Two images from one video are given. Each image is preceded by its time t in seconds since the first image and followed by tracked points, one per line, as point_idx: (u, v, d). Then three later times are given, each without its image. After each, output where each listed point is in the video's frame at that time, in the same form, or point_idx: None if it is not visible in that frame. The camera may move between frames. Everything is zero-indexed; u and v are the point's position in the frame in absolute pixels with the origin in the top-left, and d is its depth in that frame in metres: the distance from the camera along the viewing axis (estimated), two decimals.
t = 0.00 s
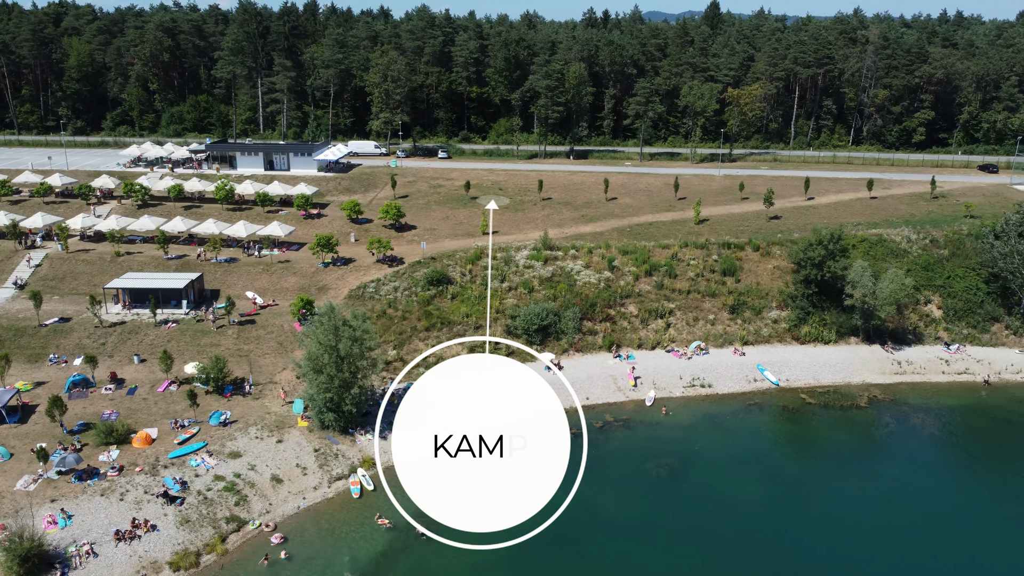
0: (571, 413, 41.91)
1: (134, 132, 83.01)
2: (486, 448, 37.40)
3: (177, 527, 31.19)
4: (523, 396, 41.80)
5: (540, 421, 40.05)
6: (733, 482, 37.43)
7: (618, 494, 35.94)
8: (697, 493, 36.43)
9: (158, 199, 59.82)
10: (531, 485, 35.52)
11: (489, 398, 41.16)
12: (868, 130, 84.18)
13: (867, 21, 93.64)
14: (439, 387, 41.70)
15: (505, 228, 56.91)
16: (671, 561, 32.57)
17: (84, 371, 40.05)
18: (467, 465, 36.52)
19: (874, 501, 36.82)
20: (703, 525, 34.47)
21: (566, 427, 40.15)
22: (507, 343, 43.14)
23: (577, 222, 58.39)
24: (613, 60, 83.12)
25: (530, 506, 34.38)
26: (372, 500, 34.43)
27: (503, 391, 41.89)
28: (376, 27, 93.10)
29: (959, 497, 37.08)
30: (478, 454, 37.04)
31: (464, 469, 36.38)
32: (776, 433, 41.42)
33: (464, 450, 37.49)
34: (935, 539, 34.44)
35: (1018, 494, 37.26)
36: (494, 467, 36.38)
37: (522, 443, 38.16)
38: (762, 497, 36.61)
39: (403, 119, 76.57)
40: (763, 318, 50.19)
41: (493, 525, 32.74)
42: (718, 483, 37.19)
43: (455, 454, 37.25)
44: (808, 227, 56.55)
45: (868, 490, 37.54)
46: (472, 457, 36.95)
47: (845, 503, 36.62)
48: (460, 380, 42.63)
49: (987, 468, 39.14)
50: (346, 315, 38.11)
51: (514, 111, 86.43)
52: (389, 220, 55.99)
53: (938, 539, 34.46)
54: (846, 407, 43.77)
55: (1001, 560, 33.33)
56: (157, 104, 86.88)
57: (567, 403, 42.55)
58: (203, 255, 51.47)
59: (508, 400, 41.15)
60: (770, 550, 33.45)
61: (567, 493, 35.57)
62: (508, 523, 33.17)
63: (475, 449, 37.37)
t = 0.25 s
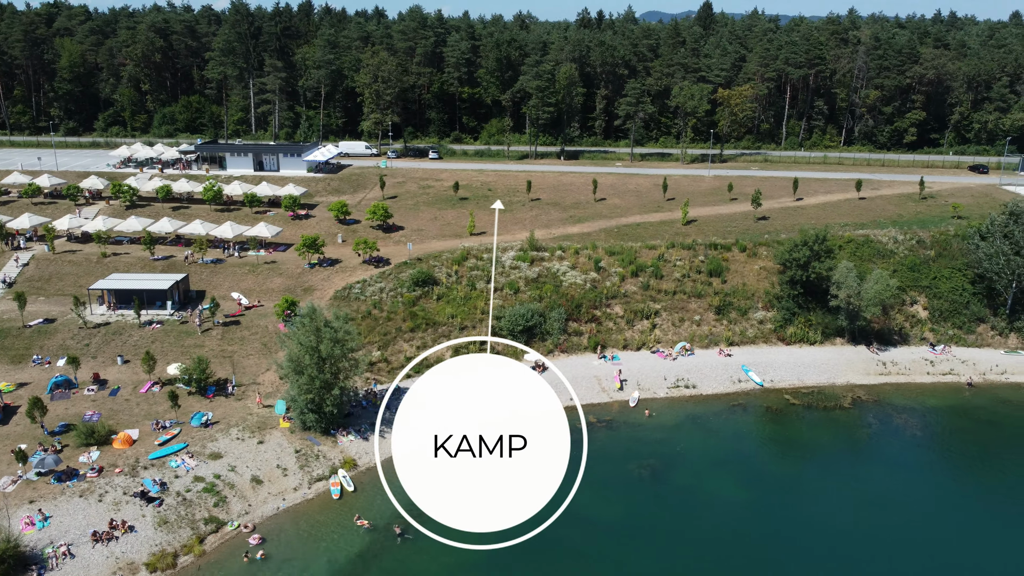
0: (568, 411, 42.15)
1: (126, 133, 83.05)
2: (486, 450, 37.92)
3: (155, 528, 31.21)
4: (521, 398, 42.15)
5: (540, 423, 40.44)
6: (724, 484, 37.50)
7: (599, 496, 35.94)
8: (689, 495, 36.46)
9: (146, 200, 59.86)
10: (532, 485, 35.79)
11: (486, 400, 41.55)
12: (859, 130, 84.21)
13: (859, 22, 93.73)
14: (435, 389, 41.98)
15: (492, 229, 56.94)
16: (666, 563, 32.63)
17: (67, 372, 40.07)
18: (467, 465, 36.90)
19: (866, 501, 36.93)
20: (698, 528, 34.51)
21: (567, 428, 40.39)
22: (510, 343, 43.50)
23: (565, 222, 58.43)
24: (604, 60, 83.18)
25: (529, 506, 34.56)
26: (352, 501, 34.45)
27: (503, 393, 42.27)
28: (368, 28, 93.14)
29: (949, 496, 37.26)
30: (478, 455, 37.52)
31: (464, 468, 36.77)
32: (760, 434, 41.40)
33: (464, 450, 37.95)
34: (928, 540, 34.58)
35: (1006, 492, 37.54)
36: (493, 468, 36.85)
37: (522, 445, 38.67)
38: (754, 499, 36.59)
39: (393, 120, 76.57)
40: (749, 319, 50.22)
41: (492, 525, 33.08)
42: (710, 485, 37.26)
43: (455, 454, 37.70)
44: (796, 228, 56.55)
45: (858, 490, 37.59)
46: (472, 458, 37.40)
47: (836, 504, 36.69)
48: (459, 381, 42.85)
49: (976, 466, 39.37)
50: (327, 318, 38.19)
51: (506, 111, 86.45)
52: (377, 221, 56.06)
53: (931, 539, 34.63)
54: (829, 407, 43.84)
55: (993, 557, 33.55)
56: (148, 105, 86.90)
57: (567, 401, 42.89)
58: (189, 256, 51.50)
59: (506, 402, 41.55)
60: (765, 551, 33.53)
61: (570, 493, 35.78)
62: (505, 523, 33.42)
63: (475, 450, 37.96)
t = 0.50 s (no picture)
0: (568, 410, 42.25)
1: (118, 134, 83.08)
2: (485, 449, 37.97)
3: (132, 530, 31.25)
4: (523, 398, 42.13)
5: (540, 422, 40.51)
6: (716, 486, 37.56)
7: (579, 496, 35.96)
8: (681, 497, 36.50)
9: (135, 201, 59.90)
10: (532, 485, 35.97)
11: (487, 400, 41.49)
12: (851, 131, 84.26)
13: (851, 23, 93.82)
14: (436, 390, 42.02)
15: (480, 230, 56.98)
16: (659, 565, 32.71)
17: (50, 373, 40.09)
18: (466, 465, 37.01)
19: (857, 501, 37.06)
20: (691, 530, 34.59)
21: (567, 427, 40.59)
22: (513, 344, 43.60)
23: (553, 223, 58.47)
24: (596, 61, 83.28)
25: (528, 506, 34.73)
26: (331, 503, 34.50)
27: (505, 394, 42.27)
28: (361, 29, 93.21)
29: (939, 496, 37.51)
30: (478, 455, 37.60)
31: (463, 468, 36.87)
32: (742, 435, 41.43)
33: (464, 450, 37.96)
34: (920, 540, 34.78)
35: (994, 490, 37.89)
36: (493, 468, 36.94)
37: (522, 445, 38.66)
38: (746, 501, 36.65)
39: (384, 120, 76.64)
40: (735, 320, 50.25)
41: (491, 526, 33.29)
42: (702, 488, 37.31)
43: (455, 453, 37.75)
44: (783, 229, 56.59)
45: (849, 491, 37.73)
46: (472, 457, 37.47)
47: (827, 505, 36.81)
48: (454, 382, 42.74)
49: (966, 465, 39.65)
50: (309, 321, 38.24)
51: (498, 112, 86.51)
52: (365, 222, 56.12)
53: (922, 539, 34.84)
54: (813, 409, 43.89)
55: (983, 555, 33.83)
56: (141, 105, 86.94)
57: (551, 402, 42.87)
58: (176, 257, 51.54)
59: (508, 402, 41.50)
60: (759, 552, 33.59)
61: (570, 492, 36.00)
62: (506, 523, 33.65)
63: (475, 450, 37.95)
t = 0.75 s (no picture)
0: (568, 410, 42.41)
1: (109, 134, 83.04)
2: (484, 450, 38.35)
3: (109, 531, 31.26)
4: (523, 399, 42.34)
5: (541, 423, 40.73)
6: (706, 487, 37.63)
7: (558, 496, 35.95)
8: (671, 497, 36.58)
9: (122, 201, 59.89)
10: (532, 485, 36.18)
11: (486, 401, 41.76)
12: (842, 131, 84.31)
13: (843, 23, 93.89)
14: (435, 391, 42.28)
15: (467, 230, 56.99)
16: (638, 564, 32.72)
17: (31, 374, 40.07)
18: (467, 464, 37.33)
19: (847, 501, 37.16)
20: (681, 530, 34.69)
21: (566, 427, 40.74)
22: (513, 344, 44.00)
23: (540, 224, 58.47)
24: (586, 62, 83.34)
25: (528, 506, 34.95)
26: (310, 504, 34.52)
27: (506, 394, 42.56)
28: (352, 29, 93.23)
29: (928, 494, 37.66)
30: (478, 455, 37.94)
31: (463, 468, 37.21)
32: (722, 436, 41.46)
33: (464, 450, 38.31)
34: (909, 539, 34.97)
35: (983, 488, 38.07)
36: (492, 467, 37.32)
37: (522, 445, 38.96)
38: (736, 501, 36.75)
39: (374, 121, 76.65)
40: (719, 321, 50.27)
41: (491, 525, 33.58)
42: (692, 488, 37.39)
43: (455, 453, 38.11)
44: (770, 230, 56.62)
45: (839, 490, 37.83)
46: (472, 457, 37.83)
47: (818, 504, 36.92)
48: (448, 382, 43.09)
49: (954, 463, 39.84)
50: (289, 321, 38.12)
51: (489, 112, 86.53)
52: (351, 223, 56.14)
53: (911, 538, 35.00)
54: (796, 410, 43.95)
55: (971, 553, 34.00)
56: (132, 105, 86.92)
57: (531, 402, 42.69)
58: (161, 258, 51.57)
59: (507, 403, 41.80)
60: (749, 552, 33.66)
61: (570, 492, 36.18)
62: (506, 523, 33.92)
63: (475, 450, 38.38)
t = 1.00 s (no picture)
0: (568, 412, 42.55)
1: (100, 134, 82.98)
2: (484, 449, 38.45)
3: (86, 531, 31.24)
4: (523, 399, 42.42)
5: (541, 422, 40.77)
6: (697, 487, 37.60)
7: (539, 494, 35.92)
8: (662, 498, 36.53)
9: (110, 201, 59.86)
10: (532, 485, 36.21)
11: (485, 400, 41.92)
12: (834, 131, 84.30)
13: (835, 23, 93.87)
14: (434, 392, 42.54)
15: (454, 230, 56.95)
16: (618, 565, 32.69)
17: (12, 375, 40.03)
18: (466, 464, 37.50)
19: (838, 500, 37.14)
20: (673, 530, 34.67)
21: (566, 428, 40.79)
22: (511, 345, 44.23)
23: (528, 224, 58.42)
24: (577, 61, 83.35)
25: (529, 506, 35.01)
26: (289, 504, 34.48)
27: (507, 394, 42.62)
28: (344, 29, 93.17)
29: (918, 494, 37.67)
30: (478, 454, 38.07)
31: (462, 468, 37.38)
32: (705, 435, 41.42)
33: (464, 450, 38.55)
34: (900, 539, 34.97)
35: (973, 488, 38.12)
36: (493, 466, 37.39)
37: (522, 445, 38.92)
38: (727, 501, 36.70)
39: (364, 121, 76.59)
40: (705, 321, 50.25)
41: (493, 525, 33.69)
42: (683, 489, 37.34)
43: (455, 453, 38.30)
44: (758, 229, 56.58)
45: (830, 490, 37.80)
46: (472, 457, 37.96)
47: (804, 505, 36.91)
48: (443, 383, 43.38)
49: (945, 463, 39.85)
50: (272, 321, 38.08)
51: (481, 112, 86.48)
52: (339, 223, 56.10)
53: (902, 538, 35.00)
54: (780, 409, 43.91)
55: (961, 553, 34.02)
56: (123, 105, 86.85)
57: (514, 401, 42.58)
58: (147, 258, 51.56)
59: (507, 403, 41.85)
60: (741, 552, 33.62)
61: (570, 493, 36.22)
62: (507, 523, 34.04)
63: (475, 449, 38.54)
